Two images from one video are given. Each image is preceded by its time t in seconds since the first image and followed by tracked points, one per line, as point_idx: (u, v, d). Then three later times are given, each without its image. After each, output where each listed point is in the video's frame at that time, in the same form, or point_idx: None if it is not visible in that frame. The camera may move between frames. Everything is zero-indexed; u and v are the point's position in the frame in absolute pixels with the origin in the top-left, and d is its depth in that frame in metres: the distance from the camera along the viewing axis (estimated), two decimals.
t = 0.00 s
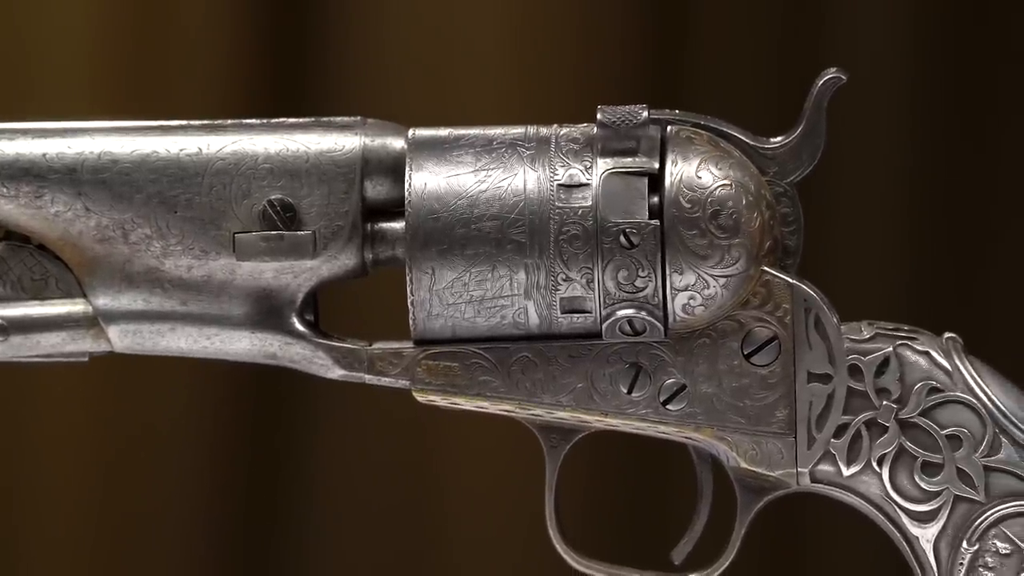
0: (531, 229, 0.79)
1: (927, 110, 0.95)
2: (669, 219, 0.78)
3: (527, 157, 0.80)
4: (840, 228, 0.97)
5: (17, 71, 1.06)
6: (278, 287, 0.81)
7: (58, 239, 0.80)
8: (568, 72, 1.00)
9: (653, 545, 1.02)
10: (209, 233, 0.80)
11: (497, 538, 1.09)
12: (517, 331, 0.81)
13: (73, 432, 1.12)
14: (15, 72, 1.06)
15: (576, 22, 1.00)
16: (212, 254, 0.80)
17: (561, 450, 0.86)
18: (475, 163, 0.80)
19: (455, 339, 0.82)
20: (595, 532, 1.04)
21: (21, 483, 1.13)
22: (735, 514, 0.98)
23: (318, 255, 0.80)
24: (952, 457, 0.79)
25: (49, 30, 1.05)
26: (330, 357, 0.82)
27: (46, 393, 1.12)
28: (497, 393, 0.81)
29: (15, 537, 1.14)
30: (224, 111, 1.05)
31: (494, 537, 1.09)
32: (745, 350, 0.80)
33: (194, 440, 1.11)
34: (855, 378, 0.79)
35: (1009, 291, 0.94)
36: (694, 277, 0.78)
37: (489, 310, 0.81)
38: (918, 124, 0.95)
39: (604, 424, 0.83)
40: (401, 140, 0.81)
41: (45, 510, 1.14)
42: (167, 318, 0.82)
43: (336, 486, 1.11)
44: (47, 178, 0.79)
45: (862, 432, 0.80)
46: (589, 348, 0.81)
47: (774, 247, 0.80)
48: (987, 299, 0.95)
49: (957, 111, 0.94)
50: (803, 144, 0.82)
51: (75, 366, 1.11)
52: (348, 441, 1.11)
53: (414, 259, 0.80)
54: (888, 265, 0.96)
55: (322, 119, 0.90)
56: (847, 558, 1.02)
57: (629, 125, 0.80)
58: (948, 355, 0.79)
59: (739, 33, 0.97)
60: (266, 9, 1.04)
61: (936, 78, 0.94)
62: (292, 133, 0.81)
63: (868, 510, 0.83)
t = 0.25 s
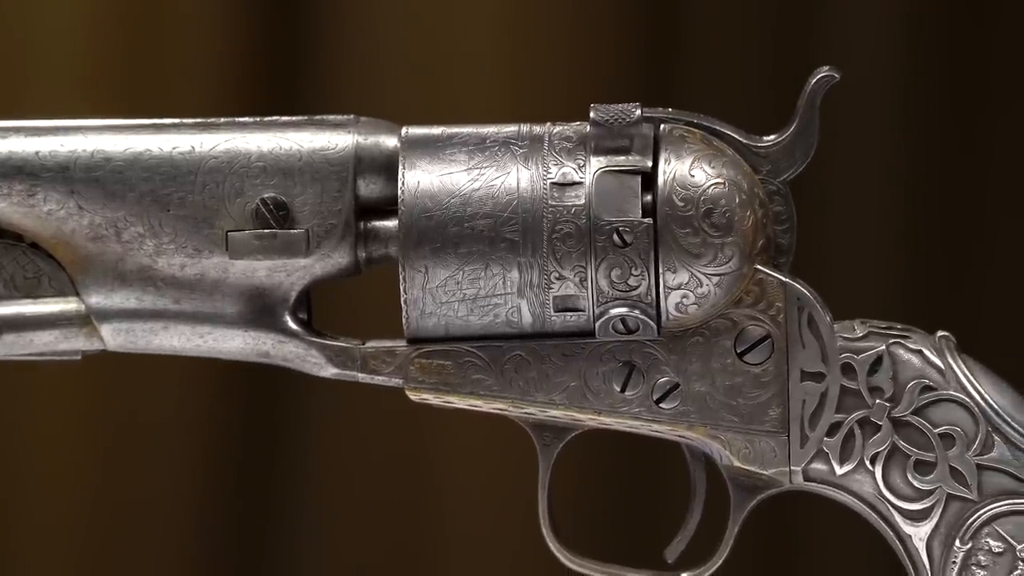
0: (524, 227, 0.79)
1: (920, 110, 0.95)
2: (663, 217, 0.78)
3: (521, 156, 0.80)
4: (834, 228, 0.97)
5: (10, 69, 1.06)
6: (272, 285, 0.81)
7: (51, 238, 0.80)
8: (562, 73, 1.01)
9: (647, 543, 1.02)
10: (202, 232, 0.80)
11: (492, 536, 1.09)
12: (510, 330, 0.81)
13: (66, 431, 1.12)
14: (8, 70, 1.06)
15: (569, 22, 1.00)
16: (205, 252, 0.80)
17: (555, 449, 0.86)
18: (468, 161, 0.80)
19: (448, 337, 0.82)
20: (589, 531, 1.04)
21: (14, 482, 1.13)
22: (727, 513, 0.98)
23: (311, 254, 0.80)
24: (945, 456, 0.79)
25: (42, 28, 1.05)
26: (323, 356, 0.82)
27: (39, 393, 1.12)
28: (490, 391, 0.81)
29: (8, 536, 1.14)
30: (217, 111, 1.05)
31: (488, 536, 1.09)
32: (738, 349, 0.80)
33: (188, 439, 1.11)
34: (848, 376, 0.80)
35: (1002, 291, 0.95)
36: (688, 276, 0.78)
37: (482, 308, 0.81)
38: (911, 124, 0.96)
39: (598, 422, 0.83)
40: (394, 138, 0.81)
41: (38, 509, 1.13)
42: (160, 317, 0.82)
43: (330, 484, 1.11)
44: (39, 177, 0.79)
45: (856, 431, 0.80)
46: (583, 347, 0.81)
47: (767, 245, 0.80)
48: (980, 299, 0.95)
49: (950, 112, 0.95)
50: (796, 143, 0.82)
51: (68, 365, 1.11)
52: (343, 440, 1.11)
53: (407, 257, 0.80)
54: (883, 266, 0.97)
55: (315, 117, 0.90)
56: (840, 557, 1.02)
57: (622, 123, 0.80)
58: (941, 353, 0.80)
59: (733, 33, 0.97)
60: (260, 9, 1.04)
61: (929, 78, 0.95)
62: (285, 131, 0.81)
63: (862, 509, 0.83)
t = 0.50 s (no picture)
0: (518, 225, 0.78)
1: (914, 110, 0.96)
2: (656, 215, 0.78)
3: (514, 154, 0.80)
4: (829, 227, 0.97)
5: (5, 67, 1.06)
6: (265, 283, 0.81)
7: (44, 236, 0.80)
8: (556, 71, 1.01)
9: (641, 541, 1.03)
10: (195, 230, 0.80)
11: (487, 534, 1.09)
12: (504, 328, 0.81)
13: (61, 429, 1.12)
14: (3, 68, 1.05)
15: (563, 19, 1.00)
16: (199, 250, 0.80)
17: (549, 447, 0.86)
18: (462, 159, 0.80)
19: (442, 335, 0.82)
20: (586, 529, 1.04)
21: (8, 481, 1.13)
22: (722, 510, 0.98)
23: (305, 252, 0.80)
24: (939, 454, 0.79)
25: (37, 26, 1.05)
26: (317, 354, 0.82)
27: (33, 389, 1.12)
28: (483, 389, 0.81)
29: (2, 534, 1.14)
30: (210, 109, 1.04)
31: (483, 534, 1.09)
32: (731, 347, 0.80)
33: (184, 437, 1.11)
34: (842, 374, 0.80)
35: (996, 291, 0.95)
36: (681, 274, 0.78)
37: (476, 307, 0.81)
38: (906, 124, 0.96)
39: (591, 420, 0.83)
40: (388, 137, 0.81)
41: (33, 507, 1.13)
42: (154, 315, 0.82)
43: (326, 483, 1.11)
44: (33, 175, 0.79)
45: (849, 429, 0.80)
46: (576, 345, 0.81)
47: (761, 243, 0.80)
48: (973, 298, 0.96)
49: (944, 112, 0.95)
50: (789, 141, 0.82)
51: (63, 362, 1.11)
52: (338, 439, 1.11)
53: (401, 255, 0.80)
54: (875, 265, 0.97)
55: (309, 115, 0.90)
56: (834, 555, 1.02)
57: (616, 121, 0.80)
58: (934, 352, 0.80)
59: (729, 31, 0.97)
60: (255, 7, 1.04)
61: (923, 77, 0.95)
62: (278, 129, 0.81)
63: (855, 507, 0.83)
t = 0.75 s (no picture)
0: (511, 224, 0.79)
1: (907, 109, 0.96)
2: (650, 213, 0.78)
3: (508, 152, 0.80)
4: (822, 226, 0.98)
5: None
6: (258, 281, 0.81)
7: (37, 234, 0.80)
8: (549, 71, 1.01)
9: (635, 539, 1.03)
10: (189, 228, 0.80)
11: (482, 532, 1.09)
12: (497, 325, 0.81)
13: (56, 427, 1.11)
14: None
15: (552, 25, 1.02)
16: (192, 248, 0.80)
17: (542, 445, 0.86)
18: (455, 157, 0.80)
19: (435, 333, 0.82)
20: (581, 527, 1.04)
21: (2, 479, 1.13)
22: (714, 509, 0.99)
23: (298, 250, 0.80)
24: (932, 452, 0.79)
25: (31, 23, 1.05)
26: (310, 352, 0.82)
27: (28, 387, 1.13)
28: (477, 387, 0.81)
29: None
30: (203, 106, 1.04)
31: (478, 532, 1.10)
32: (725, 345, 0.80)
33: (179, 435, 1.11)
34: (835, 372, 0.80)
35: (988, 290, 0.96)
36: (675, 272, 0.78)
37: (469, 305, 0.81)
38: (899, 123, 0.97)
39: (585, 418, 0.83)
40: (381, 135, 0.81)
41: (27, 506, 1.13)
42: (147, 313, 0.82)
43: (321, 481, 1.12)
44: (26, 173, 0.79)
45: (842, 427, 0.80)
46: (570, 343, 0.81)
47: (754, 242, 0.80)
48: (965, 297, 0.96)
49: (937, 111, 0.96)
50: (783, 139, 0.82)
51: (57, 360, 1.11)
52: (333, 438, 1.11)
53: (395, 253, 0.80)
54: (868, 262, 0.98)
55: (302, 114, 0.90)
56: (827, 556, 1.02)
57: (609, 119, 0.80)
58: (927, 350, 0.80)
59: (718, 35, 0.99)
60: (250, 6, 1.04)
61: (916, 77, 0.96)
62: (272, 127, 0.81)
63: (849, 505, 0.83)
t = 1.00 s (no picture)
0: (504, 221, 0.78)
1: (898, 111, 0.97)
2: (642, 211, 0.78)
3: (500, 149, 0.80)
4: (813, 224, 0.99)
5: None
6: (251, 279, 0.81)
7: (29, 231, 0.80)
8: (541, 69, 1.01)
9: (628, 537, 1.03)
10: (181, 225, 0.80)
11: (476, 530, 1.09)
12: (490, 323, 0.81)
13: (49, 425, 1.11)
14: None
15: (543, 23, 1.02)
16: (184, 246, 0.80)
17: (535, 442, 0.86)
18: (448, 154, 0.80)
19: (428, 331, 0.82)
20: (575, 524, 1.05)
21: None
22: (707, 506, 0.99)
23: (290, 247, 0.80)
24: (924, 449, 0.79)
25: (25, 21, 1.05)
26: (302, 349, 0.82)
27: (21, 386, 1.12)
28: (469, 385, 0.81)
29: None
30: (197, 103, 1.05)
31: (472, 530, 1.10)
32: (717, 343, 0.80)
33: (172, 433, 1.11)
34: (827, 370, 0.80)
35: (977, 290, 0.97)
36: (667, 270, 0.78)
37: (461, 302, 0.81)
38: (889, 124, 0.98)
39: (577, 416, 0.83)
40: (374, 132, 0.81)
41: (21, 504, 1.13)
42: (139, 310, 0.82)
43: (315, 479, 1.12)
44: (18, 170, 0.79)
45: (834, 424, 0.80)
46: (562, 340, 0.81)
47: (746, 239, 0.80)
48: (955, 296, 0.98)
49: (927, 112, 0.97)
50: (775, 137, 0.82)
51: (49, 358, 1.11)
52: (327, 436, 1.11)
53: (387, 251, 0.80)
54: (859, 260, 0.99)
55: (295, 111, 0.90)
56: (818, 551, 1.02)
57: (602, 117, 0.80)
58: (920, 347, 0.80)
59: (711, 34, 0.99)
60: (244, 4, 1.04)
61: (904, 80, 0.97)
62: (264, 124, 0.81)
63: (841, 502, 0.83)
